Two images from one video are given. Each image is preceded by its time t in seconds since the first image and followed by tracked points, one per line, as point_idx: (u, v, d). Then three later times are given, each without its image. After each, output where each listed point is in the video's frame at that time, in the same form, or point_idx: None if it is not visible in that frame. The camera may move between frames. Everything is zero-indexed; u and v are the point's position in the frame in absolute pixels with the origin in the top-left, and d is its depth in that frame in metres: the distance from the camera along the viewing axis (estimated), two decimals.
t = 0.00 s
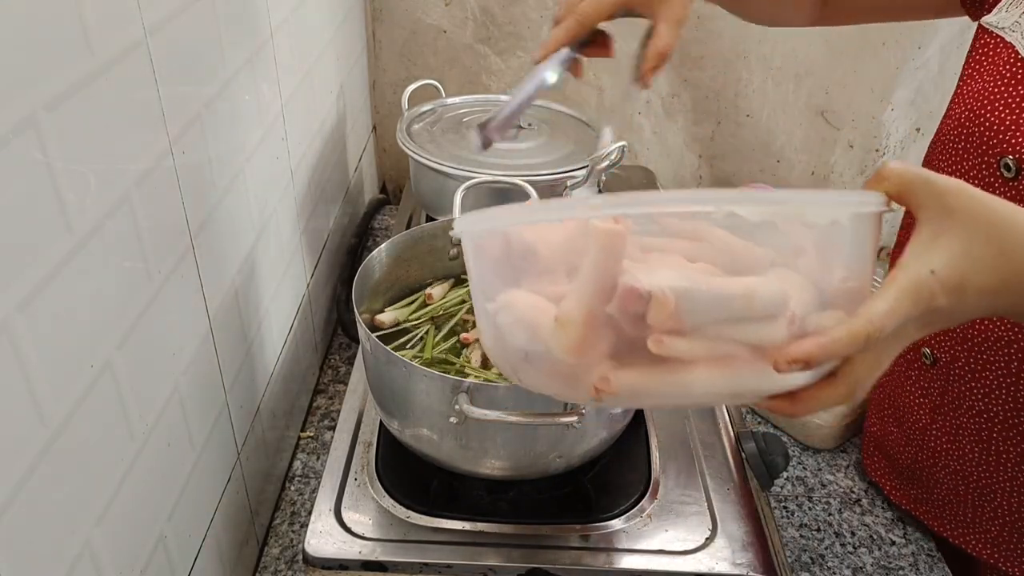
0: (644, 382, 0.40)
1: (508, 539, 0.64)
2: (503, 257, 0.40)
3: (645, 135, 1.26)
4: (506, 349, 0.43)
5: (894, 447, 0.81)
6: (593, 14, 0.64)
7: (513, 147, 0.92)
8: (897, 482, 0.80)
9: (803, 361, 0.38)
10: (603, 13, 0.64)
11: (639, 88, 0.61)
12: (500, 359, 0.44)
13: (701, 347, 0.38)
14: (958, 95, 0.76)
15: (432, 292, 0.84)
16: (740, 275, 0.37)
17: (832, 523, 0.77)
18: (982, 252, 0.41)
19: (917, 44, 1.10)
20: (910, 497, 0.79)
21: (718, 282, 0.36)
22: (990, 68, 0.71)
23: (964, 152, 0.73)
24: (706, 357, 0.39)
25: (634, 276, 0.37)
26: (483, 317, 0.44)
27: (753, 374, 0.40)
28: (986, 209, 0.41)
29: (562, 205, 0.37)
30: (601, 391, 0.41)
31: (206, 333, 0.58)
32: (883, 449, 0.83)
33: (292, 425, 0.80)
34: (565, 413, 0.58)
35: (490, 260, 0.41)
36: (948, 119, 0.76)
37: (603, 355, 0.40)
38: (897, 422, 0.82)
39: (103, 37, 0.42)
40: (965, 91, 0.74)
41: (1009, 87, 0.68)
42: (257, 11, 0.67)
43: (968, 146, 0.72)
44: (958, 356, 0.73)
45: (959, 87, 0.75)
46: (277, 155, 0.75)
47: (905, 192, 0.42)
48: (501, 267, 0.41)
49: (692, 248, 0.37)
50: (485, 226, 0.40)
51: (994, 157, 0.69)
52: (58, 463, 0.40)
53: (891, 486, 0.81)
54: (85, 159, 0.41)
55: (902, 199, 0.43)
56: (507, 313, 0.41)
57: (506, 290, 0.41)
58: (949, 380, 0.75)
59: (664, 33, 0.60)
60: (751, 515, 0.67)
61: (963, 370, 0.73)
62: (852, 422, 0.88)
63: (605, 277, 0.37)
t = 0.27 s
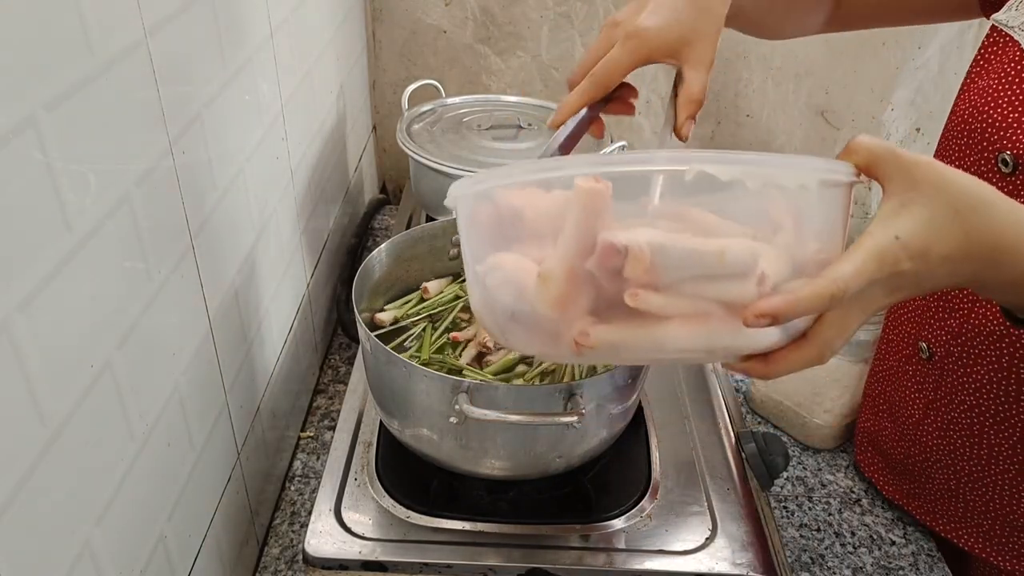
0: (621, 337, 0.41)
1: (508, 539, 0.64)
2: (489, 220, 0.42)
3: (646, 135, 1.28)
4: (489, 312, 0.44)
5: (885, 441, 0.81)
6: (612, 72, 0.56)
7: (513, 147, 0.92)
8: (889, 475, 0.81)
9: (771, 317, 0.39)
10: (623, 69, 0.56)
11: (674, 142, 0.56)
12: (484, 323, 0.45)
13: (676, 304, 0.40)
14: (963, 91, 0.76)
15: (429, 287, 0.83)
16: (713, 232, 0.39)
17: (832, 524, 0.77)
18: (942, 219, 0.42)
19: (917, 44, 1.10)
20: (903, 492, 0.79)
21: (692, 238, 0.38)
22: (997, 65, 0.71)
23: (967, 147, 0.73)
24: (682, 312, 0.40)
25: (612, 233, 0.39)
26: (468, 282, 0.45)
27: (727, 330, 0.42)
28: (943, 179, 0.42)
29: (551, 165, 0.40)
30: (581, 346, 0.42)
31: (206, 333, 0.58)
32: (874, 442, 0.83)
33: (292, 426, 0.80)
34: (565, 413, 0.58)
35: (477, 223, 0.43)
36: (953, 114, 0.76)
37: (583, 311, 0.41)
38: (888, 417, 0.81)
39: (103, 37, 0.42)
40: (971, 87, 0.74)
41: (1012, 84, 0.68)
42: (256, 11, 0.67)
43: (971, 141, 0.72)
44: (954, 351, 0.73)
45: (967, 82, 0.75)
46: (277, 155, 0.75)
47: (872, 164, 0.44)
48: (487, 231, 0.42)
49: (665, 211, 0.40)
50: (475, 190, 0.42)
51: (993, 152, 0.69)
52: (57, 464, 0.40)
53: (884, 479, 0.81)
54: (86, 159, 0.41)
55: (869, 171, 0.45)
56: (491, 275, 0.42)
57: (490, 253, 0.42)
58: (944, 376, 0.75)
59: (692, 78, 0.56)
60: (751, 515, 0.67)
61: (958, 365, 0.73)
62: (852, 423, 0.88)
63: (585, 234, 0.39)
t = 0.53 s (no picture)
0: (612, 345, 0.42)
1: (508, 539, 0.64)
2: (485, 230, 0.43)
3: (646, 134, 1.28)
4: (486, 320, 0.45)
5: (898, 435, 0.82)
6: (611, 88, 0.60)
7: (513, 148, 0.92)
8: (900, 469, 0.81)
9: (758, 322, 0.39)
10: (619, 87, 0.60)
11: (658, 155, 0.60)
12: (482, 333, 0.46)
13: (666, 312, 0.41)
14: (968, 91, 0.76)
15: (429, 288, 0.84)
16: (702, 240, 0.39)
17: (832, 523, 0.77)
18: (934, 224, 0.42)
19: (917, 44, 1.09)
20: (917, 486, 0.80)
21: (679, 247, 0.39)
22: (1003, 64, 0.71)
23: (972, 147, 0.73)
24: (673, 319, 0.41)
25: (602, 240, 0.39)
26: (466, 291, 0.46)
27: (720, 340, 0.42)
28: (934, 185, 0.42)
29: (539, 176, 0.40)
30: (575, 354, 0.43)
31: (206, 333, 0.58)
32: (886, 438, 0.83)
33: (292, 426, 0.80)
34: (565, 413, 0.58)
35: (473, 233, 0.44)
36: (958, 114, 0.76)
37: (576, 319, 0.42)
38: (902, 411, 0.82)
39: (103, 37, 0.42)
40: (976, 86, 0.74)
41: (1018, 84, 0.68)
42: (256, 11, 0.67)
43: (977, 140, 0.72)
44: (964, 348, 0.73)
45: (971, 81, 0.75)
46: (277, 155, 0.75)
47: (864, 170, 0.44)
48: (483, 241, 0.44)
49: (660, 220, 0.40)
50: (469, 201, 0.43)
51: (999, 153, 0.69)
52: (57, 464, 0.40)
53: (895, 475, 0.82)
54: (86, 158, 0.41)
55: (863, 179, 0.45)
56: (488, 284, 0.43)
57: (486, 262, 0.44)
58: (954, 372, 0.75)
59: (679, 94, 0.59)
60: (751, 515, 0.67)
61: (967, 362, 0.73)
62: (852, 422, 0.88)
63: (575, 243, 0.40)
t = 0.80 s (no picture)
0: (598, 360, 0.42)
1: (508, 539, 0.64)
2: (476, 243, 0.43)
3: (645, 134, 1.28)
4: (478, 330, 0.45)
5: (901, 439, 0.81)
6: (602, 54, 0.62)
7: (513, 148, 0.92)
8: (904, 475, 0.81)
9: (747, 338, 0.39)
10: (610, 53, 0.62)
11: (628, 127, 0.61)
12: (476, 342, 0.47)
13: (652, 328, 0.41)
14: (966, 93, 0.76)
15: (429, 288, 0.84)
16: (687, 255, 0.39)
17: (832, 523, 0.77)
18: (925, 226, 0.42)
19: (917, 44, 1.09)
20: (920, 492, 0.80)
21: (664, 265, 0.39)
22: (1003, 66, 0.71)
23: (973, 148, 0.73)
24: (660, 334, 0.41)
25: (587, 259, 0.39)
26: (457, 301, 0.46)
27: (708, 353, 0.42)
28: (924, 185, 0.42)
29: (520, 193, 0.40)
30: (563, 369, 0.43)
31: (206, 333, 0.58)
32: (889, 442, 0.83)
33: (292, 426, 0.79)
34: (565, 413, 0.58)
35: (465, 245, 0.44)
36: (958, 116, 0.76)
37: (564, 333, 0.42)
38: (907, 416, 0.81)
39: (103, 36, 0.42)
40: (975, 88, 0.74)
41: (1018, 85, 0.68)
42: (256, 11, 0.67)
43: (978, 141, 0.72)
44: (970, 350, 0.73)
45: (970, 82, 0.75)
46: (277, 155, 0.75)
47: (852, 174, 0.44)
48: (475, 254, 0.44)
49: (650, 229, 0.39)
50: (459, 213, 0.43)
51: (1001, 153, 0.69)
52: (57, 463, 0.40)
53: (899, 481, 0.81)
54: (86, 158, 0.41)
55: (851, 181, 0.45)
56: (479, 297, 0.44)
57: (478, 274, 0.44)
58: (961, 375, 0.75)
59: (657, 69, 0.61)
60: (751, 515, 0.67)
61: (974, 364, 0.73)
62: (852, 422, 0.88)
63: (562, 259, 0.40)
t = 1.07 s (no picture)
0: (587, 356, 0.42)
1: (508, 539, 0.64)
2: (465, 238, 0.43)
3: (645, 134, 1.28)
4: (467, 327, 0.45)
5: (893, 437, 0.82)
6: (599, 22, 0.65)
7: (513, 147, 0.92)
8: (895, 473, 0.81)
9: (735, 333, 0.40)
10: (607, 17, 0.65)
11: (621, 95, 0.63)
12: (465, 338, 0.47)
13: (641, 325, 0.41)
14: (965, 91, 0.76)
15: (428, 288, 0.84)
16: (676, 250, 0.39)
17: (832, 523, 0.77)
18: (914, 222, 0.42)
19: (917, 44, 1.09)
20: (910, 489, 0.80)
21: (654, 259, 0.39)
22: (1001, 63, 0.71)
23: (971, 146, 0.73)
24: (649, 329, 0.41)
25: (576, 254, 0.39)
26: (450, 298, 0.46)
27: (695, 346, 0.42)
28: (911, 180, 0.43)
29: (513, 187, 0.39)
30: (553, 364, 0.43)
31: (205, 333, 0.58)
32: (882, 440, 0.83)
33: (292, 426, 0.79)
34: (565, 413, 0.58)
35: (454, 240, 0.44)
36: (956, 113, 0.76)
37: (553, 329, 0.42)
38: (897, 414, 0.82)
39: (103, 36, 0.42)
40: (973, 85, 0.74)
41: (1016, 82, 0.68)
42: (256, 11, 0.67)
43: (975, 138, 0.72)
44: (959, 346, 0.73)
45: (969, 80, 0.75)
46: (277, 155, 0.75)
47: (841, 171, 0.44)
48: (464, 249, 0.44)
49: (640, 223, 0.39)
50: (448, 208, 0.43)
51: (997, 150, 0.69)
52: (57, 464, 0.39)
53: (892, 479, 0.81)
54: (86, 158, 0.41)
55: (841, 179, 0.44)
56: (467, 294, 0.44)
57: (466, 270, 0.44)
58: (950, 372, 0.75)
59: (648, 38, 0.63)
60: (751, 515, 0.67)
61: (963, 360, 0.73)
62: (852, 422, 0.88)
63: (551, 254, 0.40)
